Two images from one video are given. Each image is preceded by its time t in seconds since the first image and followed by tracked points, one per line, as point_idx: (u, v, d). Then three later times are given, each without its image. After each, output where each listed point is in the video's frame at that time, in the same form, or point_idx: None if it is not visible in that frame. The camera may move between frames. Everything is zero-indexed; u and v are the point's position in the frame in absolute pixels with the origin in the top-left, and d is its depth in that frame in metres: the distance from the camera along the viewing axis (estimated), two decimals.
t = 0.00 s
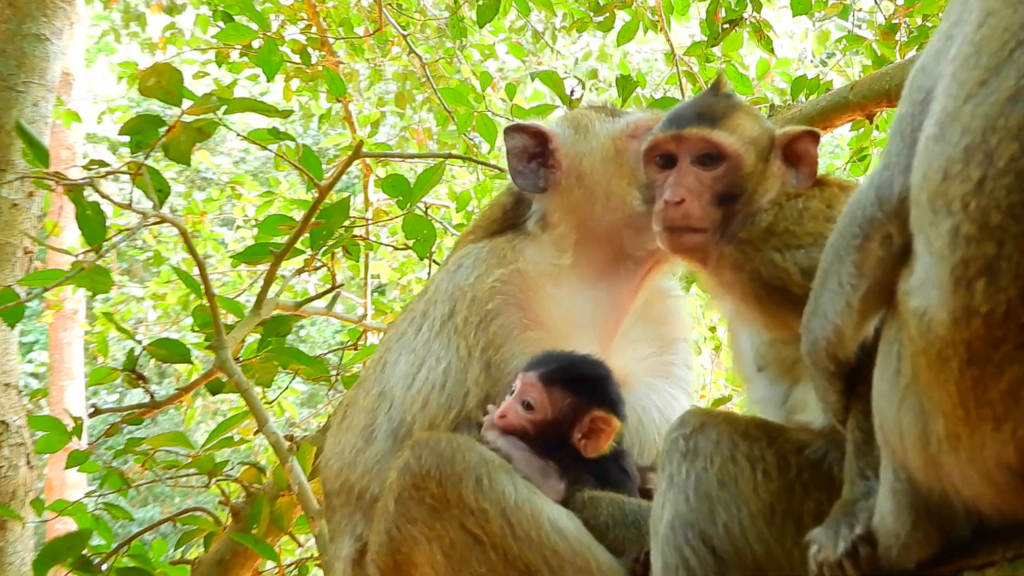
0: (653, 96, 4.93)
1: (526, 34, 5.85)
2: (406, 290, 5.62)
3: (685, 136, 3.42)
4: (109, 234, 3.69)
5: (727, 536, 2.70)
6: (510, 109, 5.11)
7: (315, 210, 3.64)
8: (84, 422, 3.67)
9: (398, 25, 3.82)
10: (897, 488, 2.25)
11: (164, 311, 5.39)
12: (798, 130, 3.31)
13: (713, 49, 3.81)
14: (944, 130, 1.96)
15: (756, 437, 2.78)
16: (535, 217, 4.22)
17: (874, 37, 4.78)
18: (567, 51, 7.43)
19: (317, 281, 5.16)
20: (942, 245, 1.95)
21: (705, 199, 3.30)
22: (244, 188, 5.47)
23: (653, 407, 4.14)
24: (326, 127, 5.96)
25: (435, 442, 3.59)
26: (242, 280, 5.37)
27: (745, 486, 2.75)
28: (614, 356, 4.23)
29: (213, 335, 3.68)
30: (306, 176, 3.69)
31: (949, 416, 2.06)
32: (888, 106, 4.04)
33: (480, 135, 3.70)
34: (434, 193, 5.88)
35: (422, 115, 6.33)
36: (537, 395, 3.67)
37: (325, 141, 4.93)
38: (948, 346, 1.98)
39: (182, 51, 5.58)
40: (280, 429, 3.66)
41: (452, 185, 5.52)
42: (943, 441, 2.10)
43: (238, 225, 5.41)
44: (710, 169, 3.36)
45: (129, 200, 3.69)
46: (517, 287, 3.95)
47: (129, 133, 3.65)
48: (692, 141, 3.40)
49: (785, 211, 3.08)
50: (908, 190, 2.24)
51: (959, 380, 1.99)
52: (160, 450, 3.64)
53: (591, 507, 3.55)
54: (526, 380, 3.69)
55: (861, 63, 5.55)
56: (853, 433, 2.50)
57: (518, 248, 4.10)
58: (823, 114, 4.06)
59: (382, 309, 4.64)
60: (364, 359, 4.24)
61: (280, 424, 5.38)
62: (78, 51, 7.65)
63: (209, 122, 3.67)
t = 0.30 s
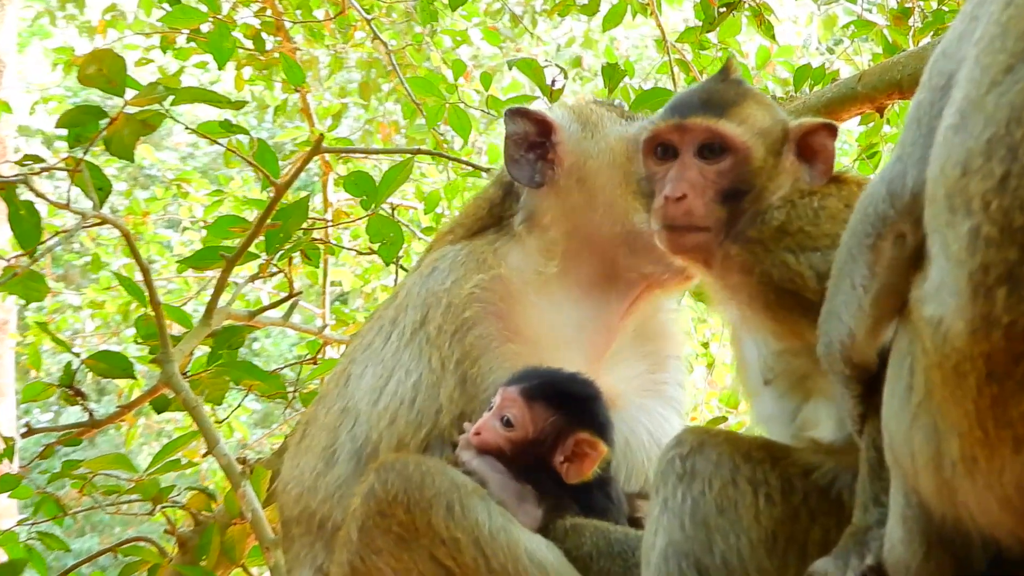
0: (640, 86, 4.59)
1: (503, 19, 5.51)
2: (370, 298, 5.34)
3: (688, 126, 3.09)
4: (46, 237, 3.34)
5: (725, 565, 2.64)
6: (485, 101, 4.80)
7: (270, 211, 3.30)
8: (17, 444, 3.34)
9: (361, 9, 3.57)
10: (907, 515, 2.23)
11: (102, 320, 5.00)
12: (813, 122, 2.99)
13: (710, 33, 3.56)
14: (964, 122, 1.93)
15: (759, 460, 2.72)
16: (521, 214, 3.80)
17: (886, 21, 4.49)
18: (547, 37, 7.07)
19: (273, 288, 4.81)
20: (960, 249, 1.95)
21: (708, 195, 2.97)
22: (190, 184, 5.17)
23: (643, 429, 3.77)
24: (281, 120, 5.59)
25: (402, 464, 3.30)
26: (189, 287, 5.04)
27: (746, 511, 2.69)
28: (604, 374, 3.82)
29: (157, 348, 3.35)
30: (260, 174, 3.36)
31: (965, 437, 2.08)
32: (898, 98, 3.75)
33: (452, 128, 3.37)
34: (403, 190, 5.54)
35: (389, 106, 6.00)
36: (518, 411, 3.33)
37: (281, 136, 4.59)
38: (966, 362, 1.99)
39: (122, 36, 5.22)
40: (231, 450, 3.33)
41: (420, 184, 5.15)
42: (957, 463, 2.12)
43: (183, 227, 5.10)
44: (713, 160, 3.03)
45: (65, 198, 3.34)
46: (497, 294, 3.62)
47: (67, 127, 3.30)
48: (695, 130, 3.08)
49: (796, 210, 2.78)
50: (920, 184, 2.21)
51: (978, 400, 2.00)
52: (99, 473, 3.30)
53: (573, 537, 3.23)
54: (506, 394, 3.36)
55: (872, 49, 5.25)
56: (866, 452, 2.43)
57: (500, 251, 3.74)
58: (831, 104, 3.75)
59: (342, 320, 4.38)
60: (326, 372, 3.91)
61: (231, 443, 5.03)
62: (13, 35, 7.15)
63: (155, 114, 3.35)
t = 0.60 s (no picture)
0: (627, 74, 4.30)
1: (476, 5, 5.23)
2: (333, 307, 5.14)
3: (670, 123, 2.83)
4: None
5: None
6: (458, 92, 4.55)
7: (223, 212, 2.98)
8: None
9: None
10: (923, 541, 2.07)
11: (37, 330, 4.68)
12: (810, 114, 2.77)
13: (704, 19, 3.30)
14: (978, 112, 1.73)
15: (759, 484, 2.47)
16: (503, 212, 3.47)
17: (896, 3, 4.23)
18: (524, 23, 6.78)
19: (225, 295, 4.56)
20: (976, 253, 1.75)
21: (691, 196, 2.75)
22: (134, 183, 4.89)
23: (634, 451, 3.50)
24: (236, 112, 5.30)
25: (368, 490, 3.00)
26: (134, 296, 4.82)
27: (746, 539, 2.42)
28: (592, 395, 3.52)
29: (101, 362, 3.05)
30: (213, 173, 3.06)
31: (985, 458, 1.88)
32: (912, 86, 3.45)
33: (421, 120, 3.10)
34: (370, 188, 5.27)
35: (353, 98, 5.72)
36: (499, 431, 3.04)
37: (233, 132, 4.32)
38: (983, 375, 1.79)
39: (60, 21, 4.91)
40: (181, 475, 3.00)
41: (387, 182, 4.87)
42: (977, 486, 1.92)
43: (127, 229, 4.85)
44: (696, 159, 2.80)
45: None
46: (473, 304, 3.32)
47: None
48: (676, 126, 2.82)
49: (794, 211, 2.56)
50: (933, 182, 1.95)
51: (996, 415, 1.81)
52: (35, 501, 3.00)
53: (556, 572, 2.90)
54: (487, 414, 3.07)
55: (883, 33, 5.00)
56: (874, 477, 2.24)
57: (478, 257, 3.43)
58: (838, 94, 3.46)
59: (303, 331, 4.28)
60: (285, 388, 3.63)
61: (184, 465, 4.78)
62: None
63: (96, 106, 3.02)
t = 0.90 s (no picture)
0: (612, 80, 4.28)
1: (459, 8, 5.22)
2: (314, 316, 5.17)
3: (644, 134, 2.77)
4: None
5: None
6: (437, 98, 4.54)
7: (201, 220, 2.92)
8: None
9: None
10: (909, 556, 2.02)
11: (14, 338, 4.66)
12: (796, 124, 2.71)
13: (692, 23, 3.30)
14: (967, 122, 1.69)
15: (744, 496, 2.42)
16: (493, 220, 3.42)
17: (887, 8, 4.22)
18: (510, 26, 6.78)
19: (204, 304, 4.59)
20: (963, 264, 1.71)
21: (666, 207, 2.70)
22: (112, 189, 4.90)
23: (617, 463, 3.46)
24: (216, 118, 5.29)
25: (350, 501, 2.97)
26: (111, 304, 4.83)
27: (730, 553, 2.39)
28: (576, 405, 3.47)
29: (78, 372, 3.01)
30: (194, 181, 3.03)
31: (972, 473, 1.83)
32: (902, 94, 3.42)
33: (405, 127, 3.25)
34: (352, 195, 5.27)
35: (335, 103, 5.73)
36: (495, 444, 3.00)
37: (213, 138, 4.33)
38: (971, 389, 1.76)
39: (36, 24, 4.90)
40: (160, 486, 2.89)
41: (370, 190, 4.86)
42: (965, 501, 1.87)
43: (104, 236, 4.86)
44: (672, 171, 2.73)
45: None
46: (458, 313, 3.28)
47: None
48: (647, 139, 2.76)
49: (777, 223, 2.53)
50: (920, 195, 1.90)
51: (984, 430, 1.77)
52: (11, 512, 2.95)
53: None
54: (481, 426, 3.02)
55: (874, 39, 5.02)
56: (859, 493, 2.18)
57: (465, 265, 3.38)
58: (826, 102, 3.42)
59: (283, 340, 4.41)
60: (266, 397, 3.62)
61: (162, 478, 4.77)
62: None
63: (73, 112, 2.98)
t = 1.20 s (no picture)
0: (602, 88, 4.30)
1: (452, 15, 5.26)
2: (306, 322, 5.20)
3: (620, 142, 2.79)
4: None
5: None
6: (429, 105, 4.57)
7: (191, 226, 2.90)
8: None
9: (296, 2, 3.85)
10: (900, 563, 2.01)
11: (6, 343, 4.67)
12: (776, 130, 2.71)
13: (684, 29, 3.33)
14: (959, 128, 1.69)
15: (734, 504, 2.42)
16: (493, 227, 3.43)
17: (878, 15, 4.25)
18: (502, 34, 6.83)
19: (197, 311, 4.61)
20: (954, 271, 1.71)
21: (645, 217, 2.72)
22: (104, 197, 4.92)
23: (609, 471, 3.46)
24: (209, 124, 5.32)
25: (340, 509, 2.95)
26: (103, 311, 4.86)
27: (720, 561, 2.39)
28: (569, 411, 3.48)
29: (69, 379, 3.02)
30: (184, 188, 3.03)
31: (964, 481, 1.83)
32: (893, 102, 3.43)
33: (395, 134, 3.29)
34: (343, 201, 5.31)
35: (328, 109, 5.76)
36: (490, 446, 3.01)
37: (205, 145, 4.37)
38: (962, 397, 1.75)
39: (27, 30, 4.92)
40: (151, 492, 2.88)
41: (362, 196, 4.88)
42: (955, 508, 1.87)
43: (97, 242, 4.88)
44: (649, 178, 2.76)
45: None
46: (453, 318, 3.26)
47: None
48: (625, 146, 2.78)
49: (764, 230, 2.52)
50: (912, 204, 1.89)
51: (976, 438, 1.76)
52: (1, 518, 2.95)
53: None
54: (476, 428, 3.03)
55: (864, 46, 5.05)
56: (847, 502, 2.18)
57: (462, 271, 3.37)
58: (817, 110, 3.44)
59: (275, 348, 4.58)
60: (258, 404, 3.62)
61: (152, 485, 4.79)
62: None
63: (64, 118, 2.98)
